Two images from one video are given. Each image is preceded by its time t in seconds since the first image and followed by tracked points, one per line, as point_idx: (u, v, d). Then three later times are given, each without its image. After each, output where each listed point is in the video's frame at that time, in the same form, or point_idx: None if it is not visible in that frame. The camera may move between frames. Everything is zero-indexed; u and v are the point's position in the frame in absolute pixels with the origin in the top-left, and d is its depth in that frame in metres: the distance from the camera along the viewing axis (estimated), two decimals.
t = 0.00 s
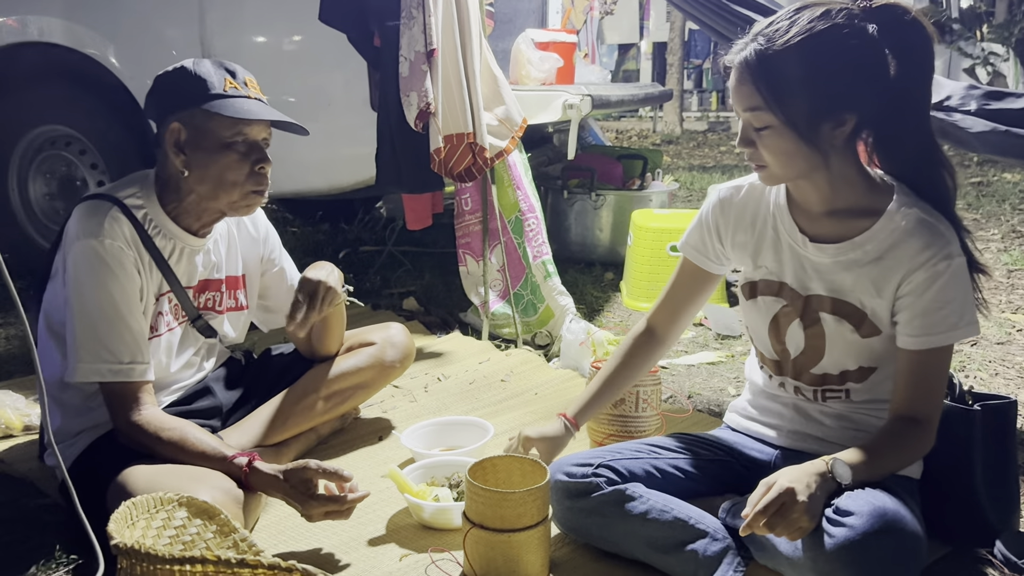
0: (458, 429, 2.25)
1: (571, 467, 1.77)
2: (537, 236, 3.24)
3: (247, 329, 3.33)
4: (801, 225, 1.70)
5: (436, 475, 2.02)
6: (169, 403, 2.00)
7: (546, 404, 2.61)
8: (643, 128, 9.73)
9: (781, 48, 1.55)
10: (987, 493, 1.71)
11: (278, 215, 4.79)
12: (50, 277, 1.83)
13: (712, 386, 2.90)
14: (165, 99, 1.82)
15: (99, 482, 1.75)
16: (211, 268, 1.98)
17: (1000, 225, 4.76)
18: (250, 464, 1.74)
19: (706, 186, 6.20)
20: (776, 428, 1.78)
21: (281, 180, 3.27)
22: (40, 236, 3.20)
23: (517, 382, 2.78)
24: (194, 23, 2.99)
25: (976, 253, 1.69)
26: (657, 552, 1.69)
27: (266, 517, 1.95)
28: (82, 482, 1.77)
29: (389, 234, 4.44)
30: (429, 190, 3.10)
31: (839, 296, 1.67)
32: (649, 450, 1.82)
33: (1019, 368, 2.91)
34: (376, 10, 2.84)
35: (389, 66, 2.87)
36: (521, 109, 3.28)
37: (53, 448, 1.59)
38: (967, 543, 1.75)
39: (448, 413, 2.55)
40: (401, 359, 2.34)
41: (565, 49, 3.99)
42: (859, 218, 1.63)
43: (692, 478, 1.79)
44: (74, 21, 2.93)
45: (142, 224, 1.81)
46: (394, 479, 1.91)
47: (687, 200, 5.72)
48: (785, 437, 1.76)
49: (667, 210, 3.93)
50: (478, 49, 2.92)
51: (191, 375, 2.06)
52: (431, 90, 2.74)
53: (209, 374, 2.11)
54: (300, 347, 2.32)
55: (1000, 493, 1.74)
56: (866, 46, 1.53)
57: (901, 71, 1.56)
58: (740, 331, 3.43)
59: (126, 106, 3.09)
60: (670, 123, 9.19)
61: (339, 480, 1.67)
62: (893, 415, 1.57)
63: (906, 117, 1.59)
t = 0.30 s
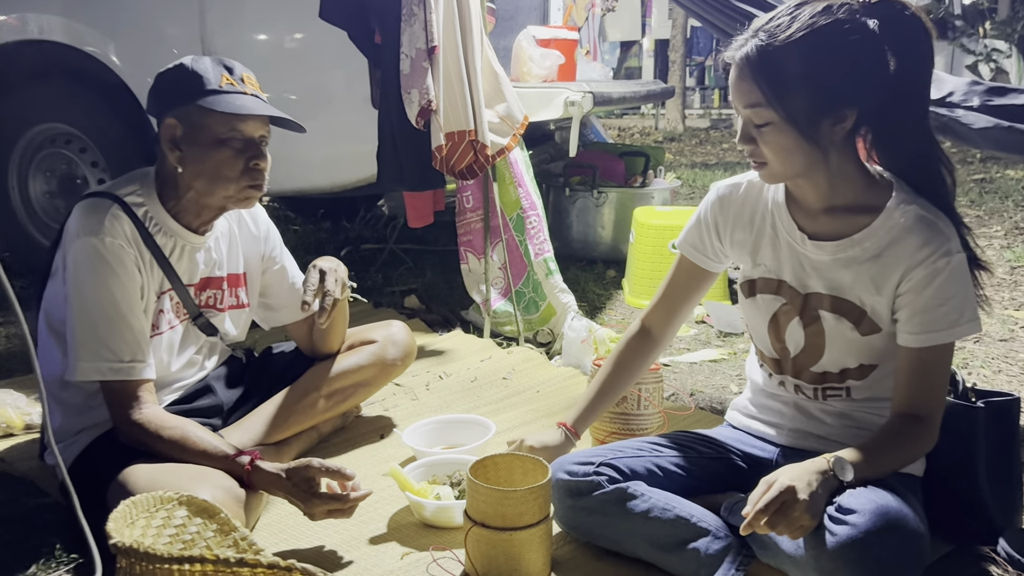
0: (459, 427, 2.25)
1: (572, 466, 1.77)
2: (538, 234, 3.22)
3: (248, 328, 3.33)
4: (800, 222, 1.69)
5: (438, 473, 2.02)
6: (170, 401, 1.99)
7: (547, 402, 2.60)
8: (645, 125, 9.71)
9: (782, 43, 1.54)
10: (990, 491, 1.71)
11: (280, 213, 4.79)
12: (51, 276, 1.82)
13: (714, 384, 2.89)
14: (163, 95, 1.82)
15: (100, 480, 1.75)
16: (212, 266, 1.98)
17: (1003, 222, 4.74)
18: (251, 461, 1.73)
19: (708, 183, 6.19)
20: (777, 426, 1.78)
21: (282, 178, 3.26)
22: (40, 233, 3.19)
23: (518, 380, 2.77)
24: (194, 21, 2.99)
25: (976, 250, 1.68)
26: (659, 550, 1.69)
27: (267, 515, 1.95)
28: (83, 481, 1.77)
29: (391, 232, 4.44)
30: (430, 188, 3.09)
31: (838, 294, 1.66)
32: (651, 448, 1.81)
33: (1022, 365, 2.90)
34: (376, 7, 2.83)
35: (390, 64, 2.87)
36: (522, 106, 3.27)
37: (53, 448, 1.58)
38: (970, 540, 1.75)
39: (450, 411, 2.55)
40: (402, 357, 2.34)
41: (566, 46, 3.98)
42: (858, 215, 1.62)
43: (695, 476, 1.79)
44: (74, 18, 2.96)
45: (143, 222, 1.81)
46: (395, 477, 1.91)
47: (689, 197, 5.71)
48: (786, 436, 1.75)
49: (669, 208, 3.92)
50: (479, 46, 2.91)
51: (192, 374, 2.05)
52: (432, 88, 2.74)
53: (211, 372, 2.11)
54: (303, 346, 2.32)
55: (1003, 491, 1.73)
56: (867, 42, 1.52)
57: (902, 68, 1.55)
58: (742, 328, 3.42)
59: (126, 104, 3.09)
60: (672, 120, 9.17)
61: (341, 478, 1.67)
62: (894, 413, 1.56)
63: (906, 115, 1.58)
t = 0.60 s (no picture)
0: (458, 426, 2.23)
1: (572, 465, 1.75)
2: (538, 231, 3.21)
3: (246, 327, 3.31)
4: (805, 216, 1.66)
5: (436, 473, 1.99)
6: (165, 400, 1.97)
7: (547, 401, 2.58)
8: (645, 123, 9.68)
9: (800, 32, 1.51)
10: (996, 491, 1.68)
11: (279, 211, 4.77)
12: (44, 274, 1.80)
13: (715, 382, 2.87)
14: (155, 91, 1.80)
15: (93, 481, 1.72)
16: (208, 264, 1.95)
17: (1006, 219, 4.71)
18: (247, 461, 1.71)
19: (709, 181, 6.16)
20: (780, 425, 1.75)
21: (280, 176, 3.24)
22: (35, 232, 3.17)
23: (518, 378, 2.75)
24: (191, 18, 2.97)
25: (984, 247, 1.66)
26: (660, 551, 1.66)
27: (263, 516, 1.93)
28: (76, 482, 1.74)
29: (389, 230, 4.42)
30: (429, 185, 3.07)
31: (843, 290, 1.63)
32: (653, 446, 1.79)
33: None
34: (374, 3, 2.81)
35: (388, 60, 2.84)
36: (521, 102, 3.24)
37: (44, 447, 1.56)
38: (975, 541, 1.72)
39: (448, 410, 2.52)
40: (400, 356, 2.31)
41: (565, 42, 3.95)
42: (865, 209, 1.60)
43: (697, 475, 1.76)
44: (70, 15, 2.93)
45: (137, 219, 1.78)
46: (392, 476, 1.88)
47: (689, 195, 5.68)
48: (790, 435, 1.73)
49: (670, 205, 3.90)
50: (478, 42, 2.89)
51: (187, 372, 2.03)
52: (430, 84, 2.73)
53: (207, 371, 2.09)
54: (299, 345, 2.29)
55: (1011, 490, 1.70)
56: (886, 34, 1.50)
57: (918, 63, 1.52)
58: (744, 326, 3.39)
59: (123, 101, 3.06)
60: (673, 118, 9.14)
61: (338, 479, 1.65)
62: (901, 411, 1.54)
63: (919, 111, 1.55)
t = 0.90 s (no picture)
0: (465, 429, 2.22)
1: (580, 468, 1.73)
2: (544, 233, 3.17)
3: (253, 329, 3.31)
4: (819, 216, 1.65)
5: (443, 476, 1.98)
6: (171, 403, 1.96)
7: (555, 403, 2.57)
8: (652, 125, 9.67)
9: (821, 29, 1.50)
10: (1011, 496, 1.66)
11: (286, 214, 4.77)
12: (49, 277, 1.80)
13: (724, 384, 2.85)
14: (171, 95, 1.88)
15: (98, 485, 1.72)
16: (213, 266, 1.95)
17: (1017, 219, 4.68)
18: (253, 465, 1.70)
19: (717, 182, 6.14)
20: (790, 427, 1.74)
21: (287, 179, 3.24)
22: (43, 235, 3.18)
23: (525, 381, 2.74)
24: (198, 21, 2.98)
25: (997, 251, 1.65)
26: (669, 555, 1.65)
27: (269, 520, 1.92)
28: (81, 486, 1.74)
29: (396, 233, 4.41)
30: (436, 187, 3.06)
31: (854, 291, 1.61)
32: (661, 450, 1.77)
33: None
34: (380, 5, 2.80)
35: (394, 62, 2.84)
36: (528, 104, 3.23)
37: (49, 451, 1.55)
38: (989, 547, 1.70)
39: (455, 413, 2.51)
40: (406, 358, 2.31)
41: (573, 44, 3.94)
42: (879, 210, 1.58)
43: (706, 479, 1.75)
44: (77, 19, 2.92)
45: (142, 221, 1.78)
46: (398, 481, 1.86)
47: (697, 197, 5.66)
48: (799, 437, 1.71)
49: (678, 206, 3.88)
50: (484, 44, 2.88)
51: (192, 375, 2.02)
52: (437, 86, 2.71)
53: (213, 374, 2.08)
54: (305, 348, 2.28)
55: None
56: (909, 32, 1.48)
57: (940, 65, 1.50)
58: (752, 328, 3.37)
59: (130, 105, 3.06)
60: (680, 120, 9.12)
61: (343, 482, 1.64)
62: (913, 415, 1.52)
63: (938, 114, 1.53)
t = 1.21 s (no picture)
0: (467, 430, 2.21)
1: (582, 469, 1.73)
2: (547, 234, 3.18)
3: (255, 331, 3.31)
4: (824, 216, 1.64)
5: (444, 477, 1.98)
6: (172, 405, 1.96)
7: (557, 405, 2.56)
8: (654, 126, 9.67)
9: (842, 20, 1.48)
10: (1014, 498, 1.65)
11: (288, 216, 4.78)
12: (51, 279, 1.80)
13: (726, 385, 2.84)
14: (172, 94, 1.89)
15: (99, 487, 1.72)
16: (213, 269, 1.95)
17: (1020, 219, 4.67)
18: (255, 466, 1.70)
19: (719, 183, 6.14)
20: (793, 428, 1.73)
21: (289, 180, 3.23)
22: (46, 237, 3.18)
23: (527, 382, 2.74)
24: (200, 23, 2.98)
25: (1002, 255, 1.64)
26: (671, 557, 1.64)
27: (270, 521, 1.91)
28: (82, 488, 1.74)
29: (398, 234, 4.41)
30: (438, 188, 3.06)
31: (858, 292, 1.61)
32: (664, 451, 1.77)
33: None
34: (382, 6, 2.81)
35: (395, 63, 2.84)
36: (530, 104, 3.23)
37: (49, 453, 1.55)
38: (993, 548, 1.69)
39: (456, 414, 2.51)
40: (408, 359, 2.30)
41: (574, 44, 3.94)
42: (884, 211, 1.58)
43: (708, 480, 1.74)
44: (80, 21, 2.94)
45: (142, 224, 1.78)
46: (399, 482, 1.86)
47: (699, 198, 5.66)
48: (802, 438, 1.70)
49: (680, 207, 3.88)
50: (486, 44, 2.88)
51: (193, 377, 2.02)
52: (438, 86, 2.72)
53: (214, 376, 2.08)
54: (307, 351, 2.27)
55: None
56: (928, 31, 1.47)
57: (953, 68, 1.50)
58: (754, 329, 3.37)
59: (133, 106, 3.07)
60: (682, 121, 9.13)
61: (345, 483, 1.63)
62: (916, 416, 1.51)
63: (944, 118, 1.54)
